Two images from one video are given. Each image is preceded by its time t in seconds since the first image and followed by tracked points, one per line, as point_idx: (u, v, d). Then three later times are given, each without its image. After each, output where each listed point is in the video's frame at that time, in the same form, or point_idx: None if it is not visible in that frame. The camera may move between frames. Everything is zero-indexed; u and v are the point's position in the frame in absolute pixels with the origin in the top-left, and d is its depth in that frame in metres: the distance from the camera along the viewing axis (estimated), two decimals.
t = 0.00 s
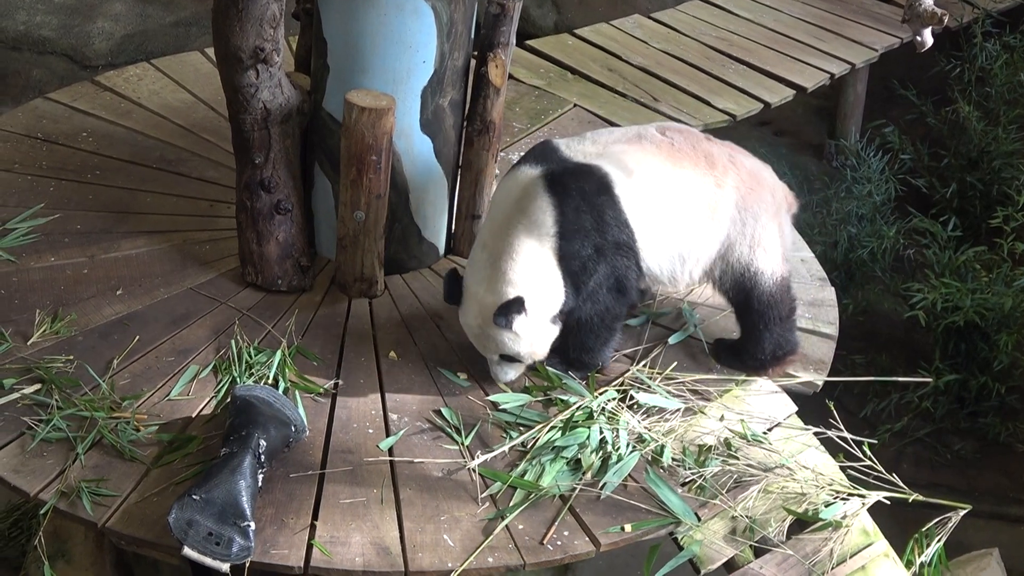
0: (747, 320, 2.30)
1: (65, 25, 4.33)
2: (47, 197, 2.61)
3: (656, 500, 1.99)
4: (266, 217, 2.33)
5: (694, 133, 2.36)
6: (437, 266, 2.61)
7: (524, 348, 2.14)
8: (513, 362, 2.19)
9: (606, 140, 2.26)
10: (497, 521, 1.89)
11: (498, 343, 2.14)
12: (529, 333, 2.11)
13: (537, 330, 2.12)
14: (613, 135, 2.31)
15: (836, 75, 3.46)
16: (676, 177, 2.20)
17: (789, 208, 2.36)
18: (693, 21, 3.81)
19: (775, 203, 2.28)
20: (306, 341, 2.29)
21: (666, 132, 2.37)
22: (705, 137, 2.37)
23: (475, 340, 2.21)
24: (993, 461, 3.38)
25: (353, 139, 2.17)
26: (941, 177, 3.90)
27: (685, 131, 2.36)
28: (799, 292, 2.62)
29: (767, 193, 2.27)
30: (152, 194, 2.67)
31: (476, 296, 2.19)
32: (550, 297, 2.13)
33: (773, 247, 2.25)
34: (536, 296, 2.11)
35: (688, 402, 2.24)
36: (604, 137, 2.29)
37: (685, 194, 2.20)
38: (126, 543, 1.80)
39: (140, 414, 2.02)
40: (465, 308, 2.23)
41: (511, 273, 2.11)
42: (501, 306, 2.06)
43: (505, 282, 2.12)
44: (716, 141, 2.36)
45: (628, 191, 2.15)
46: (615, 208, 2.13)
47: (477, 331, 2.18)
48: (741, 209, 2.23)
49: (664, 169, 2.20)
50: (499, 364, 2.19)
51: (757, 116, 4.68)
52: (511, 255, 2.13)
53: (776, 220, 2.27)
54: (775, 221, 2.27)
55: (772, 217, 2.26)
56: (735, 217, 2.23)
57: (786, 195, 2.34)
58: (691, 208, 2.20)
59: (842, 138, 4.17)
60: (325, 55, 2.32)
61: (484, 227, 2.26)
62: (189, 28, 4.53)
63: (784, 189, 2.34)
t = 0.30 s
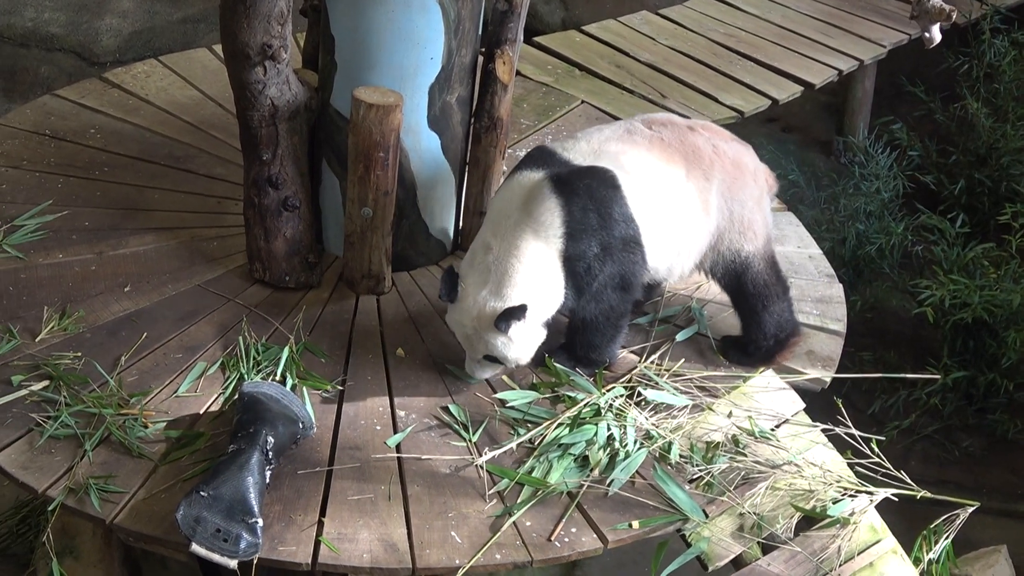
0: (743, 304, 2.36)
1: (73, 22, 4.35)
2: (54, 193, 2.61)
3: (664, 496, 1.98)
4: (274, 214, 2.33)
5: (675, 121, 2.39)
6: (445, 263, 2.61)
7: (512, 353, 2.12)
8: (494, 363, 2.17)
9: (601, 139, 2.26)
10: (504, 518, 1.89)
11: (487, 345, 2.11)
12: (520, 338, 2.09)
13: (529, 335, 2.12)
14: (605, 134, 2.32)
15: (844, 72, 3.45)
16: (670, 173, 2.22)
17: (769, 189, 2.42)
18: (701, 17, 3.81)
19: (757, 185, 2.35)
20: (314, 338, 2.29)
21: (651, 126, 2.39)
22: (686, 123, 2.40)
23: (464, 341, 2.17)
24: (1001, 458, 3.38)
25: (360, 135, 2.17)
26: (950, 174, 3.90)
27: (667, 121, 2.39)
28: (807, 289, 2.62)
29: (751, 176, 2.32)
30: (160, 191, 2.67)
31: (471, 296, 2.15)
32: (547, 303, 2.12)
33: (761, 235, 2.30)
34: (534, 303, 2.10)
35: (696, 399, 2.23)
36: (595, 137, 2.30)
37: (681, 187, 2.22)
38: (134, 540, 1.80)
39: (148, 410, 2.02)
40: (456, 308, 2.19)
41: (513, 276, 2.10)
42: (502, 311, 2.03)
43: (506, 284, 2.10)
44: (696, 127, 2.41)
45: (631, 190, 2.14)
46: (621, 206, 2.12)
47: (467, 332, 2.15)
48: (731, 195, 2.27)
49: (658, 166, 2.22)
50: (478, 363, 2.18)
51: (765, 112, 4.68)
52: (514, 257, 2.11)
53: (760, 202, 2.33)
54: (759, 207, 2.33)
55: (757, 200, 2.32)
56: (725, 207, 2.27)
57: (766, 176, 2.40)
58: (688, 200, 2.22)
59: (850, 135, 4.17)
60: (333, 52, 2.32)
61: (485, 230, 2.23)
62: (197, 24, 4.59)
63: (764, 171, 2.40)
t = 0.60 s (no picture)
0: (743, 294, 2.36)
1: (81, 19, 4.38)
2: (64, 189, 2.61)
3: (672, 492, 1.98)
4: (282, 210, 2.33)
5: (669, 111, 2.38)
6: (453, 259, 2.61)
7: (511, 350, 2.11)
8: (491, 360, 2.17)
9: (598, 135, 2.25)
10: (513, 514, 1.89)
11: (486, 341, 2.11)
12: (519, 335, 2.09)
13: (528, 333, 2.12)
14: (601, 129, 2.31)
15: (852, 68, 3.44)
16: (668, 166, 2.20)
17: (764, 176, 2.42)
18: (709, 13, 3.80)
19: (754, 172, 2.35)
20: (322, 334, 2.30)
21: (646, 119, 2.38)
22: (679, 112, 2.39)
23: (464, 338, 2.17)
24: (1010, 455, 3.37)
25: (368, 132, 2.17)
26: (959, 170, 3.89)
27: (661, 111, 2.38)
28: (816, 285, 2.62)
29: (748, 165, 2.32)
30: (168, 187, 2.68)
31: (471, 293, 2.15)
32: (547, 302, 2.12)
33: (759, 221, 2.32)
34: (534, 302, 2.10)
35: (705, 395, 2.23)
36: (592, 134, 2.28)
37: (680, 178, 2.22)
38: (143, 535, 1.80)
39: (157, 406, 2.02)
40: (456, 305, 2.19)
41: (514, 274, 2.10)
42: (500, 308, 2.03)
43: (507, 282, 2.11)
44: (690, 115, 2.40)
45: (630, 183, 2.13)
46: (621, 200, 2.11)
47: (466, 328, 2.14)
48: (728, 182, 2.28)
49: (656, 157, 2.21)
50: (476, 360, 2.18)
51: (773, 108, 4.67)
52: (516, 255, 2.11)
53: (757, 189, 2.34)
54: (756, 194, 2.34)
55: (754, 188, 2.33)
56: (723, 194, 2.27)
57: (760, 162, 2.41)
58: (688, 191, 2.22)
59: (859, 131, 4.17)
60: (341, 48, 2.32)
61: (486, 227, 2.23)
62: (205, 21, 4.61)
63: (759, 158, 2.40)
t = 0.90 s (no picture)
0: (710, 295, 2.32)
1: (90, 16, 4.40)
2: (72, 186, 2.62)
3: (681, 490, 1.98)
4: (291, 208, 2.34)
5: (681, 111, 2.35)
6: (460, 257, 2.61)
7: (517, 344, 2.12)
8: (496, 356, 2.18)
9: (606, 133, 2.23)
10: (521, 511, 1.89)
11: (491, 335, 2.12)
12: (524, 329, 2.11)
13: (532, 328, 2.13)
14: (610, 129, 2.29)
15: (861, 64, 3.44)
16: (676, 164, 2.18)
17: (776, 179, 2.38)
18: (718, 10, 3.80)
19: (765, 174, 2.31)
20: (331, 331, 2.30)
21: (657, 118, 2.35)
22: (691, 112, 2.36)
23: (469, 332, 2.17)
24: (1019, 453, 3.36)
25: (376, 129, 2.17)
26: (968, 167, 3.88)
27: (673, 111, 2.35)
28: (824, 283, 2.62)
29: (758, 167, 2.29)
30: (177, 184, 2.68)
31: (478, 287, 2.16)
32: (552, 297, 2.14)
33: (758, 225, 2.28)
34: (540, 297, 2.11)
35: (713, 392, 2.22)
36: (601, 132, 2.26)
37: (688, 177, 2.18)
38: (152, 532, 1.80)
39: (165, 403, 2.02)
40: (462, 299, 2.20)
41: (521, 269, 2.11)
42: (509, 300, 2.04)
43: (513, 276, 2.12)
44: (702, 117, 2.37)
45: (637, 181, 2.11)
46: (628, 197, 2.09)
47: (470, 321, 2.15)
48: (739, 183, 2.23)
49: (664, 157, 2.17)
50: (479, 356, 2.18)
51: (782, 105, 4.68)
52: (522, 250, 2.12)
53: (765, 192, 2.30)
54: (766, 197, 2.30)
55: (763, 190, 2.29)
56: (733, 196, 2.22)
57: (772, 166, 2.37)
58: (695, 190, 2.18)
59: (868, 128, 4.16)
60: (350, 46, 2.33)
61: (495, 224, 2.23)
62: (214, 18, 4.63)
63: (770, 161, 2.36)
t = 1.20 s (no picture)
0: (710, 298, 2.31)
1: (98, 15, 4.46)
2: (80, 184, 2.62)
3: (689, 487, 1.97)
4: (299, 206, 2.34)
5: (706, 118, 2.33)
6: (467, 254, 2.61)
7: (525, 339, 2.12)
8: (505, 351, 2.18)
9: (622, 133, 2.22)
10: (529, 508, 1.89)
11: (498, 330, 2.12)
12: (531, 323, 2.11)
13: (539, 323, 2.13)
14: (628, 130, 2.29)
15: (869, 61, 3.44)
16: (691, 170, 2.17)
17: (798, 193, 2.35)
18: (725, 7, 3.80)
19: (787, 188, 2.28)
20: (338, 329, 2.30)
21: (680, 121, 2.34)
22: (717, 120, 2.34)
23: (477, 326, 2.18)
24: None
25: (384, 127, 2.17)
26: (976, 164, 3.87)
27: (698, 116, 2.34)
28: (832, 280, 2.63)
29: (781, 179, 2.26)
30: (185, 182, 2.69)
31: (486, 281, 2.17)
32: (559, 293, 2.14)
33: (775, 237, 2.24)
34: (547, 291, 2.12)
35: (721, 389, 2.22)
36: (618, 133, 2.26)
37: (703, 185, 2.16)
38: (160, 530, 1.80)
39: (173, 401, 2.02)
40: (470, 293, 2.21)
41: (526, 263, 2.12)
42: (513, 293, 2.06)
43: (519, 270, 2.12)
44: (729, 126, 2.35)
45: (647, 183, 2.11)
46: (636, 197, 2.08)
47: (479, 315, 2.16)
48: (757, 195, 2.20)
49: (681, 161, 2.16)
50: (489, 351, 2.18)
51: (789, 103, 4.67)
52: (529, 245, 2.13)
53: (786, 205, 2.26)
54: (786, 209, 2.26)
55: (784, 203, 2.26)
56: (749, 206, 2.19)
57: (796, 179, 2.34)
58: (709, 198, 2.16)
59: (876, 125, 4.16)
60: (357, 43, 2.33)
61: (504, 219, 2.24)
62: (222, 16, 4.64)
63: (794, 174, 2.33)
